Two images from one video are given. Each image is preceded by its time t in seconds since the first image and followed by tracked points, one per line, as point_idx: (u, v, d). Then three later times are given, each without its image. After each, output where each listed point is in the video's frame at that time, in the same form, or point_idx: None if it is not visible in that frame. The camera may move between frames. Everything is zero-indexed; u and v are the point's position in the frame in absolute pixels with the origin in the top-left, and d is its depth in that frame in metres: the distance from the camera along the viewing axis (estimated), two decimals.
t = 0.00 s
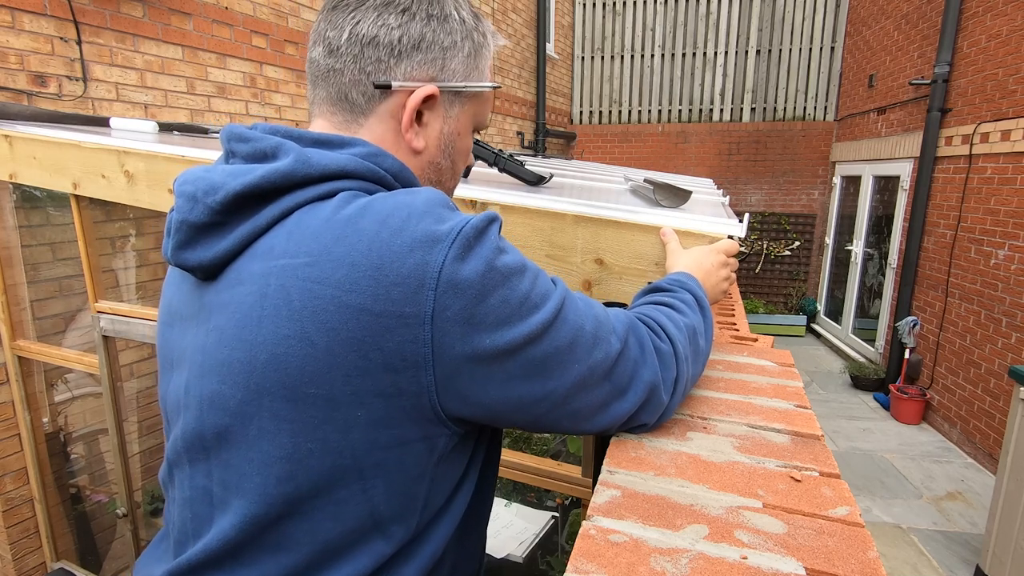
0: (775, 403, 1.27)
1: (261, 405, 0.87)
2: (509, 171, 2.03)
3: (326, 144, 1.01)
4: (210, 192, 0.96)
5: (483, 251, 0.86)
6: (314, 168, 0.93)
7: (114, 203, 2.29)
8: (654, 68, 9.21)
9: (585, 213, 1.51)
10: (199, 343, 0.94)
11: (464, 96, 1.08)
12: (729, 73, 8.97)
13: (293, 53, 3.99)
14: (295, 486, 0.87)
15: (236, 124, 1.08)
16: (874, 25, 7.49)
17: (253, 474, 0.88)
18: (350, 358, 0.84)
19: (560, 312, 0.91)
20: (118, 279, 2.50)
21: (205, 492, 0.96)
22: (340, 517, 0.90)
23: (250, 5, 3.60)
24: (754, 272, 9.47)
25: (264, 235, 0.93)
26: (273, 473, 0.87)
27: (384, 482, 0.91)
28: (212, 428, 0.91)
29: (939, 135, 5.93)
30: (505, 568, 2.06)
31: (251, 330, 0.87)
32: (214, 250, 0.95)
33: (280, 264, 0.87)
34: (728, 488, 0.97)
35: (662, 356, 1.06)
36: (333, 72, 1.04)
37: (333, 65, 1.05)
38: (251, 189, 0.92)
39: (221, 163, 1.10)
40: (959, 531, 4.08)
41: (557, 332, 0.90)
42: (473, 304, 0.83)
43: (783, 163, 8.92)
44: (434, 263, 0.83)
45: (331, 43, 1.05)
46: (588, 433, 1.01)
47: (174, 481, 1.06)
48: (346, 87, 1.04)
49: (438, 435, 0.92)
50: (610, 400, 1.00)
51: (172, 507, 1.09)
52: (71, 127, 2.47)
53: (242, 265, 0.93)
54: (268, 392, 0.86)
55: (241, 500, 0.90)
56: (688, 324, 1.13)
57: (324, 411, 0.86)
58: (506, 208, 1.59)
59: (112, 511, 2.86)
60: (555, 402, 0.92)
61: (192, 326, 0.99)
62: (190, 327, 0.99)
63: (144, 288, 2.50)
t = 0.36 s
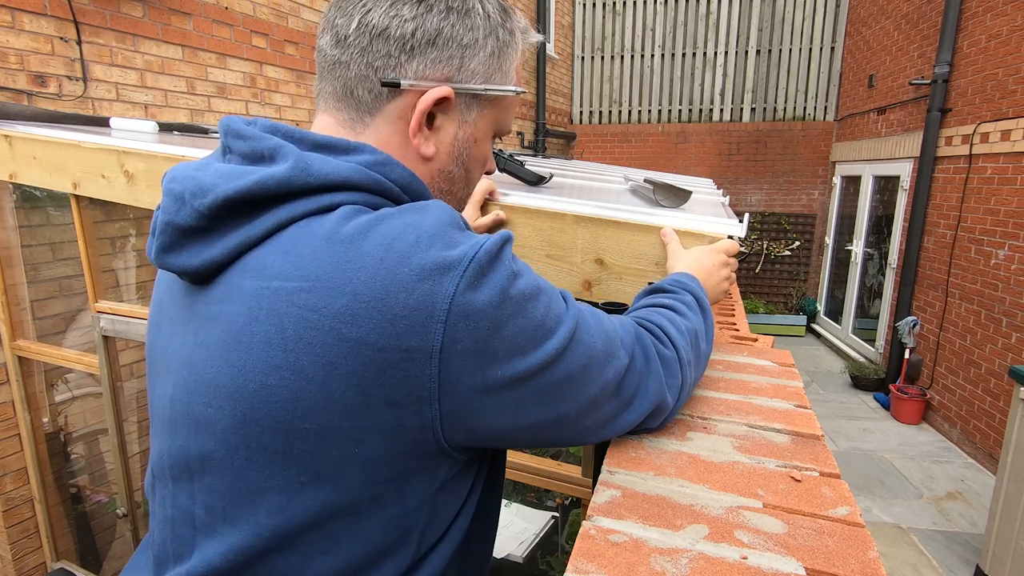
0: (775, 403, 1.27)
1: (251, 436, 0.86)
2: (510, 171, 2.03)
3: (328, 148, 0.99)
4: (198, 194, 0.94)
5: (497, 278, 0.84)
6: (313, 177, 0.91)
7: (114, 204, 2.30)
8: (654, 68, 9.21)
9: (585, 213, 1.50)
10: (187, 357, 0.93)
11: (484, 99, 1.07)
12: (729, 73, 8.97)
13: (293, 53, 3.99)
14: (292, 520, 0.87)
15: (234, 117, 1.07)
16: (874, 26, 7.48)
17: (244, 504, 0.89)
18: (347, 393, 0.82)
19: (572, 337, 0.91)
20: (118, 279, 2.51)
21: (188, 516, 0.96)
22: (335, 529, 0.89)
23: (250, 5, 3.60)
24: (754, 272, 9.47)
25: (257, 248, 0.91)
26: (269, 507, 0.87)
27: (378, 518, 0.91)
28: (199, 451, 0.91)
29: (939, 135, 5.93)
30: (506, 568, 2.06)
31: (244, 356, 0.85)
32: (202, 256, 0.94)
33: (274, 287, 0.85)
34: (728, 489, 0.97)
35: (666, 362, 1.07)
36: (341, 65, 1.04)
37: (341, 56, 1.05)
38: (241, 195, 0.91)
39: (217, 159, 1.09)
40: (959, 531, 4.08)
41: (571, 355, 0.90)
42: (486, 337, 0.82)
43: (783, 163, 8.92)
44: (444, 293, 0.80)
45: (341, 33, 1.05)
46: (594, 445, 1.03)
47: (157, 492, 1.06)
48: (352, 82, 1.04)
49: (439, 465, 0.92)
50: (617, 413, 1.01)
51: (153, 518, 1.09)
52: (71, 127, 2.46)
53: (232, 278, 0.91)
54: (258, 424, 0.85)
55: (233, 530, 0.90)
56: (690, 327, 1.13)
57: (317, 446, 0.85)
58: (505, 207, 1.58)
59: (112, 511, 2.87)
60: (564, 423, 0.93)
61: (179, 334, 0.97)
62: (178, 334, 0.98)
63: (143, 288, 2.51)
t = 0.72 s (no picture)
0: (775, 403, 1.27)
1: (242, 460, 0.83)
2: (510, 171, 2.03)
3: (326, 152, 0.96)
4: (184, 200, 0.90)
5: (506, 296, 0.83)
6: (310, 185, 0.88)
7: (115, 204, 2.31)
8: (654, 68, 9.21)
9: (585, 213, 1.50)
10: (175, 372, 0.89)
11: (482, 92, 1.02)
12: (729, 73, 8.97)
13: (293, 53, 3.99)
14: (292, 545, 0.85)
15: (223, 116, 1.03)
16: (874, 26, 7.49)
17: (235, 531, 0.86)
18: (349, 417, 0.80)
19: (581, 352, 0.90)
20: (119, 279, 2.52)
21: (178, 538, 0.93)
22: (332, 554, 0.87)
23: (249, 5, 3.60)
24: (754, 272, 9.47)
25: (249, 260, 0.87)
26: (265, 533, 0.85)
27: (376, 539, 0.90)
28: (186, 474, 0.88)
29: (939, 135, 5.93)
30: (505, 567, 2.09)
31: (237, 377, 0.82)
32: (189, 266, 0.90)
33: (269, 304, 0.82)
34: (728, 489, 0.97)
35: (669, 366, 1.07)
36: (325, 64, 1.00)
37: (325, 52, 1.00)
38: (231, 203, 0.87)
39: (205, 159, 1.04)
40: (959, 531, 4.08)
41: (579, 371, 0.90)
42: (496, 358, 0.81)
43: (783, 163, 8.92)
44: (453, 314, 0.79)
45: (323, 27, 0.99)
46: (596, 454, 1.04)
47: (139, 507, 1.02)
48: (337, 81, 0.99)
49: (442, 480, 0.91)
50: (620, 422, 1.02)
51: (137, 531, 1.06)
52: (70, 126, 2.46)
53: (222, 291, 0.88)
54: (250, 448, 0.82)
55: (228, 555, 0.87)
56: (693, 330, 1.13)
57: (315, 472, 0.83)
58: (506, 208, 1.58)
59: (112, 511, 2.86)
60: (569, 437, 0.94)
61: (165, 346, 0.94)
62: (164, 347, 0.94)
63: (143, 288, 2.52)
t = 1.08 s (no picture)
0: (774, 403, 1.27)
1: (267, 469, 0.82)
2: (510, 171, 2.03)
3: (347, 156, 0.94)
4: (202, 204, 0.88)
5: (532, 298, 0.82)
6: (332, 190, 0.86)
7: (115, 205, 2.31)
8: (654, 68, 9.21)
9: (586, 213, 1.50)
10: (193, 379, 0.89)
11: (497, 91, 1.02)
12: (729, 73, 8.97)
13: (293, 53, 3.99)
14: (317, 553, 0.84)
15: (238, 116, 1.01)
16: (874, 25, 7.48)
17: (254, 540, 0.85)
18: (377, 424, 0.80)
19: (602, 350, 0.90)
20: (119, 279, 2.52)
21: (193, 546, 0.92)
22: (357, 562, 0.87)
23: (250, 5, 3.60)
24: (754, 272, 9.47)
25: (271, 266, 0.86)
26: (288, 543, 0.84)
27: (399, 545, 0.89)
28: (206, 482, 0.87)
29: (939, 135, 5.93)
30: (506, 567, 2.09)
31: (261, 386, 0.81)
32: (209, 271, 0.89)
33: (294, 312, 0.81)
34: (728, 489, 0.97)
35: (683, 364, 1.07)
36: (334, 66, 1.00)
37: (334, 56, 0.99)
38: (251, 208, 0.85)
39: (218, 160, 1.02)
40: (959, 531, 4.08)
41: (601, 368, 0.90)
42: (522, 360, 0.80)
43: (783, 163, 8.92)
44: (482, 318, 0.78)
45: (330, 29, 0.99)
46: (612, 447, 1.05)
47: (150, 512, 1.01)
48: (347, 84, 0.99)
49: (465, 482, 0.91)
50: (635, 417, 1.03)
51: (145, 535, 1.05)
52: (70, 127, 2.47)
53: (243, 297, 0.87)
54: (276, 457, 0.81)
55: (250, 564, 0.87)
56: (707, 332, 1.13)
57: (340, 480, 0.82)
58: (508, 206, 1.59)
59: (112, 510, 2.86)
60: (590, 432, 0.94)
61: (182, 352, 0.93)
62: (180, 352, 0.93)
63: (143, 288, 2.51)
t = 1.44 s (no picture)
0: (774, 403, 1.27)
1: (305, 473, 0.82)
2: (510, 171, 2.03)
3: (385, 159, 0.93)
4: (239, 205, 0.87)
5: (570, 302, 0.82)
6: (373, 194, 0.85)
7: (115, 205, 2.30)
8: (654, 68, 9.20)
9: (586, 213, 1.50)
10: (224, 382, 0.88)
11: (531, 91, 1.02)
12: (729, 73, 8.96)
13: (293, 54, 3.99)
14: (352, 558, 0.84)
15: (272, 114, 0.99)
16: (874, 25, 7.48)
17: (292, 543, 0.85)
18: (420, 427, 0.79)
19: (629, 355, 0.91)
20: (118, 279, 2.51)
21: (218, 552, 0.91)
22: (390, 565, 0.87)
23: (250, 5, 3.60)
24: (754, 272, 9.47)
25: (309, 268, 0.85)
26: (326, 549, 0.84)
27: (433, 548, 0.90)
28: (238, 485, 0.86)
29: (939, 135, 5.93)
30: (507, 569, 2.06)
31: (301, 390, 0.80)
32: (243, 273, 0.88)
33: (335, 315, 0.80)
34: (728, 489, 0.97)
35: (693, 362, 1.07)
36: (374, 71, 0.97)
37: (375, 60, 0.96)
38: (290, 211, 0.84)
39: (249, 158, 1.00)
40: (959, 531, 4.08)
41: (627, 372, 0.91)
42: (560, 363, 0.80)
43: (783, 163, 8.91)
44: (525, 322, 0.78)
45: (371, 33, 0.96)
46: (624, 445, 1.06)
47: (169, 517, 0.99)
48: (389, 88, 0.96)
49: (494, 486, 0.91)
50: (650, 417, 1.04)
51: (161, 541, 1.03)
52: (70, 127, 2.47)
53: (280, 300, 0.85)
54: (315, 461, 0.81)
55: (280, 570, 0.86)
56: (711, 328, 1.13)
57: (379, 484, 0.82)
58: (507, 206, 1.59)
59: (112, 511, 2.85)
60: (610, 433, 0.95)
61: (212, 354, 0.92)
62: (210, 354, 0.92)
63: (143, 288, 2.51)
